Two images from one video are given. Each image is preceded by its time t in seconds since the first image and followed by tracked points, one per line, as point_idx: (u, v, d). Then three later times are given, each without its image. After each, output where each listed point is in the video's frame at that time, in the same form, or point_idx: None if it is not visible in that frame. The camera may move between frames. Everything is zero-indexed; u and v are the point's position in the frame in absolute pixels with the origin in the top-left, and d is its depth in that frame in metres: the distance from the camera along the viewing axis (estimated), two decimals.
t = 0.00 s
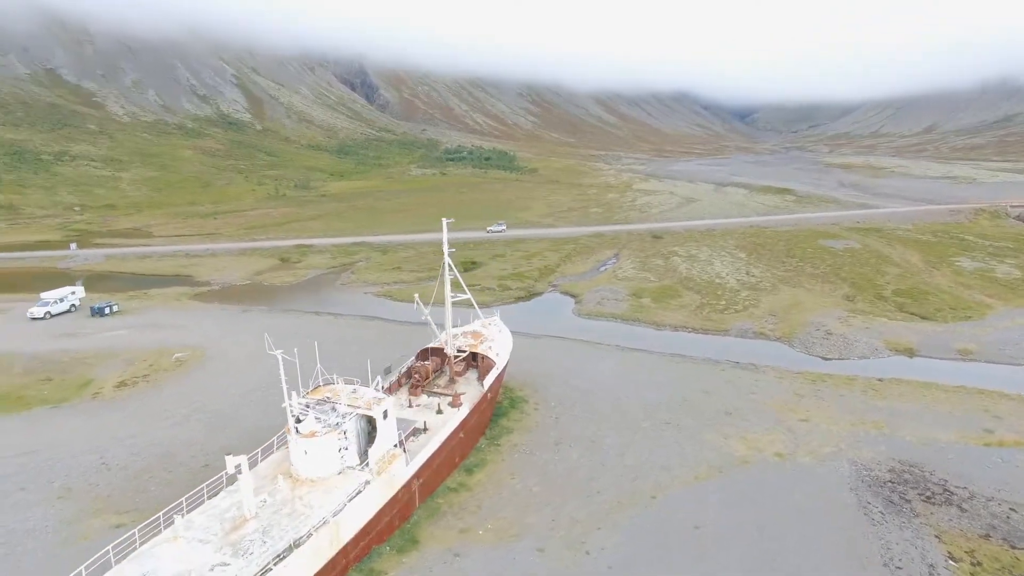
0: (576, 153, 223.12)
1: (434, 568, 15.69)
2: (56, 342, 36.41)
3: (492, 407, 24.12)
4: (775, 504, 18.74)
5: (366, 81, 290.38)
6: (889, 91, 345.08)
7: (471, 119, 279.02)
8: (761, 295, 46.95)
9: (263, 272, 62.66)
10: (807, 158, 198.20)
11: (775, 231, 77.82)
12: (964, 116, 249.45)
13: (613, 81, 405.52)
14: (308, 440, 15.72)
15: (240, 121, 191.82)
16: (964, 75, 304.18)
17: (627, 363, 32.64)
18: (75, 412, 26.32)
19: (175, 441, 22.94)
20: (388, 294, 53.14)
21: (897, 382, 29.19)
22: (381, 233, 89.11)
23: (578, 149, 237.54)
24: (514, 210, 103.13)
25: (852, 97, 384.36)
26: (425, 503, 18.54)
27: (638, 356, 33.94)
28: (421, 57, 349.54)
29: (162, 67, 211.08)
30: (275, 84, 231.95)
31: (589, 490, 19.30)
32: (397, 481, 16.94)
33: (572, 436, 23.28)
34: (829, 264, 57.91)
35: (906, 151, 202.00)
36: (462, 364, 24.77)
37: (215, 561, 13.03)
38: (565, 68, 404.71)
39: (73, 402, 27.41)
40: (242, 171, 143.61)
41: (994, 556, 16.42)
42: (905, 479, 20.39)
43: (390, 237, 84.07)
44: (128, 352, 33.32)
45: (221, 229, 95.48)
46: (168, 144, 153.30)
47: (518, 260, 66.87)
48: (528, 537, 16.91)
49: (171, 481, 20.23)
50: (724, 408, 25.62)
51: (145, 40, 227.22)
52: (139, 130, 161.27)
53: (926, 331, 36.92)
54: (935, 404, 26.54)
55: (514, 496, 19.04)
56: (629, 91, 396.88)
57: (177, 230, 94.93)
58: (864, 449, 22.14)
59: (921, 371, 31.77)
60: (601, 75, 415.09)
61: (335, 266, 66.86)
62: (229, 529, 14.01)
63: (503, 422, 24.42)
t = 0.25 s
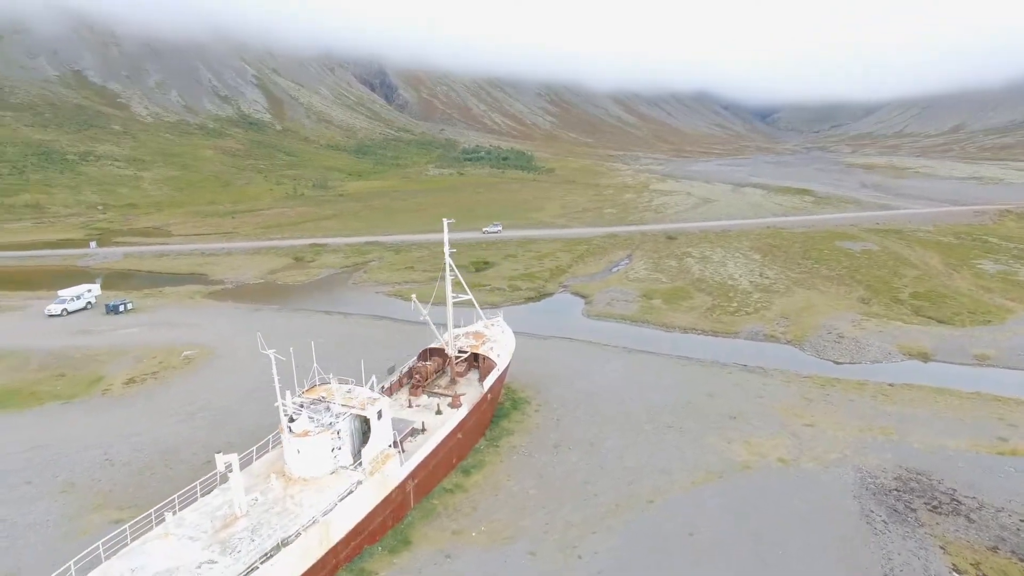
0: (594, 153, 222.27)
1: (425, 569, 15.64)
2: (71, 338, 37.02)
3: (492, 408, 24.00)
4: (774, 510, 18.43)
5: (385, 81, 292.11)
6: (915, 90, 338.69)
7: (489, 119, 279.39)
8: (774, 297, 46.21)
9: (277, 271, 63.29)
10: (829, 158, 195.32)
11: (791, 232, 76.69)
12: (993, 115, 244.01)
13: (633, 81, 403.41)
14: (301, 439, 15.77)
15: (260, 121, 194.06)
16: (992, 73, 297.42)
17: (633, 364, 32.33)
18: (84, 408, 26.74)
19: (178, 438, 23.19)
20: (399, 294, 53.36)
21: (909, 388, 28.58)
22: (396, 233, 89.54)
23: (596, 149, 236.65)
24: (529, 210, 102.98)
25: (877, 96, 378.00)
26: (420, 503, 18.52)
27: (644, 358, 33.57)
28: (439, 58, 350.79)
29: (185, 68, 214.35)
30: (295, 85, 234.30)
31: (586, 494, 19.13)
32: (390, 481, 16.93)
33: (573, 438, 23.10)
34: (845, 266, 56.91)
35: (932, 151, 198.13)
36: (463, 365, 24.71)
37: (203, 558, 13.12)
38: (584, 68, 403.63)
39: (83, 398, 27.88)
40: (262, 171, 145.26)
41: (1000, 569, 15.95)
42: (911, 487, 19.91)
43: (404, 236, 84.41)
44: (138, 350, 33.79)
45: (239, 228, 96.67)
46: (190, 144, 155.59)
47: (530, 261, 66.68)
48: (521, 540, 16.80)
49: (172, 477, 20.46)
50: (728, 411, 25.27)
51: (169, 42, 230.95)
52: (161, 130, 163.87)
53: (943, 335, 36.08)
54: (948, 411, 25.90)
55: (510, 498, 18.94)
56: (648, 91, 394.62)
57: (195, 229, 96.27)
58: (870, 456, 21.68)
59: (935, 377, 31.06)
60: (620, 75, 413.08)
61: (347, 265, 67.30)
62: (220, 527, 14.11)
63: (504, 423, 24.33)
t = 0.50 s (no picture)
0: (611, 153, 221.25)
1: (416, 571, 15.59)
2: (84, 335, 37.61)
3: (493, 409, 23.87)
4: (774, 516, 18.11)
5: (404, 81, 293.87)
6: (942, 89, 332.08)
7: (507, 119, 279.56)
8: (787, 299, 45.43)
9: (290, 270, 63.83)
10: (851, 158, 192.32)
11: (808, 234, 75.53)
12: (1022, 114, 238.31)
13: (652, 81, 401.03)
14: (294, 438, 15.80)
15: (280, 121, 196.27)
16: (1022, 71, 290.41)
17: (640, 366, 32.00)
18: (93, 404, 27.18)
19: (182, 435, 23.45)
20: (409, 293, 53.59)
21: (921, 393, 27.94)
22: (411, 232, 89.93)
23: (614, 150, 235.56)
24: (545, 211, 102.77)
25: (902, 96, 371.43)
26: (415, 504, 18.47)
27: (651, 360, 33.20)
28: (458, 58, 351.71)
29: (207, 69, 217.55)
30: (315, 85, 236.53)
31: (582, 496, 18.96)
32: (384, 482, 16.93)
33: (573, 440, 22.86)
34: (861, 268, 55.90)
35: (958, 151, 194.07)
36: (465, 366, 24.64)
37: (191, 556, 13.20)
38: (603, 68, 402.29)
39: (92, 394, 28.30)
40: (281, 171, 146.85)
41: None
42: (918, 495, 19.41)
43: (418, 236, 84.71)
44: (148, 347, 34.24)
45: (256, 227, 97.79)
46: (211, 144, 157.80)
47: (542, 261, 66.45)
48: (514, 542, 16.71)
49: (172, 474, 20.66)
50: (733, 414, 24.84)
51: (192, 43, 234.57)
52: (183, 131, 166.49)
53: (959, 339, 35.26)
54: (960, 417, 25.27)
55: (505, 500, 18.85)
56: (667, 91, 391.91)
57: (213, 228, 97.51)
58: (877, 463, 21.21)
59: (950, 381, 30.38)
60: (639, 74, 410.64)
61: (360, 265, 67.72)
62: (210, 525, 14.18)
63: (505, 425, 24.20)
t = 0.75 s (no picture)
0: (630, 153, 219.93)
1: (407, 571, 15.57)
2: (100, 332, 38.23)
3: (494, 410, 23.78)
4: (775, 523, 17.77)
5: (424, 81, 295.32)
6: (971, 88, 324.90)
7: (526, 119, 279.48)
8: (801, 301, 44.64)
9: (304, 269, 64.41)
10: (875, 158, 188.99)
11: (826, 235, 74.30)
12: None
13: (672, 81, 398.23)
14: (288, 437, 15.87)
15: (300, 121, 198.25)
16: None
17: (646, 367, 31.67)
18: (103, 400, 27.62)
19: (186, 432, 23.72)
20: (420, 293, 53.78)
21: (934, 399, 27.27)
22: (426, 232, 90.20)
23: (632, 150, 234.25)
24: (561, 211, 102.49)
25: (929, 95, 364.25)
26: (411, 503, 18.46)
27: (658, 362, 32.82)
28: (477, 58, 352.39)
29: (230, 70, 220.66)
30: (335, 86, 238.63)
31: (580, 499, 18.81)
32: (378, 482, 16.91)
33: (574, 442, 22.71)
34: (880, 270, 54.79)
35: (986, 151, 189.69)
36: (466, 366, 24.56)
37: (182, 552, 13.30)
38: (623, 68, 400.40)
39: (103, 390, 28.78)
40: (300, 170, 148.38)
41: None
42: (925, 504, 18.94)
43: (432, 236, 84.92)
44: (160, 345, 34.72)
45: (273, 226, 98.86)
46: (233, 144, 159.92)
47: (555, 261, 66.14)
48: (507, 545, 16.61)
49: (175, 470, 20.90)
50: (738, 419, 24.51)
51: (216, 45, 238.03)
52: (206, 131, 168.97)
53: (977, 344, 34.41)
54: (974, 425, 24.62)
55: (501, 502, 18.76)
56: (687, 91, 388.68)
57: (232, 227, 98.75)
58: (883, 470, 20.75)
59: (966, 387, 29.63)
60: (659, 73, 407.76)
61: (373, 264, 68.12)
62: (202, 522, 14.27)
63: (506, 426, 24.10)
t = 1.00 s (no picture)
0: (649, 154, 218.48)
1: (398, 571, 15.54)
2: (115, 329, 38.86)
3: (495, 410, 23.66)
4: (773, 530, 17.47)
5: (444, 82, 296.57)
6: (1001, 86, 317.71)
7: (545, 118, 279.20)
8: (815, 304, 43.85)
9: (318, 268, 64.96)
10: (900, 158, 185.58)
11: (845, 236, 73.06)
12: None
13: (693, 80, 395.07)
14: (282, 435, 15.93)
15: (320, 121, 200.17)
16: None
17: (652, 369, 31.31)
18: (113, 396, 28.06)
19: (191, 427, 24.03)
20: (432, 293, 53.83)
21: (948, 405, 26.58)
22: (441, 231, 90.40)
23: (652, 150, 232.78)
24: (577, 210, 102.07)
25: (958, 94, 356.72)
26: (407, 503, 18.46)
27: (666, 364, 32.40)
28: (496, 57, 352.75)
29: (252, 71, 223.61)
30: (355, 86, 240.59)
31: (577, 502, 18.64)
32: (372, 480, 16.90)
33: (574, 445, 22.52)
34: (899, 273, 53.71)
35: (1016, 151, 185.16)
36: (468, 367, 24.49)
37: (172, 548, 13.41)
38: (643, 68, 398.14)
39: (114, 385, 29.26)
40: (319, 170, 149.81)
41: None
42: (932, 514, 18.45)
43: (447, 235, 85.04)
44: (171, 342, 35.24)
45: (290, 226, 99.93)
46: (253, 144, 161.93)
47: (568, 262, 65.84)
48: (499, 546, 16.52)
49: (177, 466, 21.13)
50: (743, 422, 24.12)
51: (239, 46, 241.34)
52: (228, 131, 171.38)
53: (997, 349, 33.52)
54: (988, 432, 23.96)
55: (498, 504, 18.66)
56: (708, 90, 385.15)
57: (251, 226, 99.94)
58: (890, 478, 20.25)
59: (982, 393, 28.90)
60: (680, 73, 404.53)
61: (387, 263, 68.51)
62: (195, 518, 14.38)
63: (507, 427, 23.99)
